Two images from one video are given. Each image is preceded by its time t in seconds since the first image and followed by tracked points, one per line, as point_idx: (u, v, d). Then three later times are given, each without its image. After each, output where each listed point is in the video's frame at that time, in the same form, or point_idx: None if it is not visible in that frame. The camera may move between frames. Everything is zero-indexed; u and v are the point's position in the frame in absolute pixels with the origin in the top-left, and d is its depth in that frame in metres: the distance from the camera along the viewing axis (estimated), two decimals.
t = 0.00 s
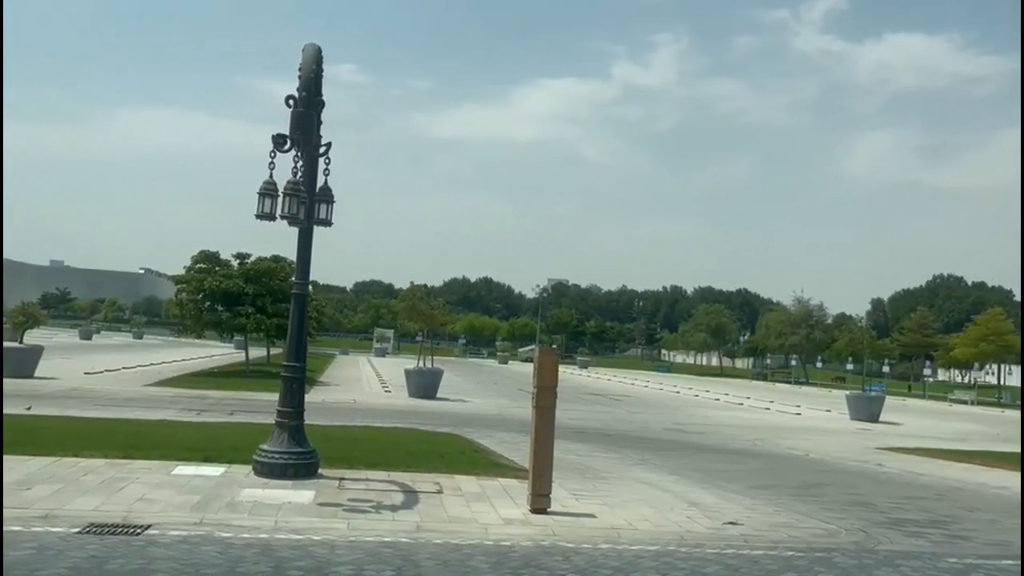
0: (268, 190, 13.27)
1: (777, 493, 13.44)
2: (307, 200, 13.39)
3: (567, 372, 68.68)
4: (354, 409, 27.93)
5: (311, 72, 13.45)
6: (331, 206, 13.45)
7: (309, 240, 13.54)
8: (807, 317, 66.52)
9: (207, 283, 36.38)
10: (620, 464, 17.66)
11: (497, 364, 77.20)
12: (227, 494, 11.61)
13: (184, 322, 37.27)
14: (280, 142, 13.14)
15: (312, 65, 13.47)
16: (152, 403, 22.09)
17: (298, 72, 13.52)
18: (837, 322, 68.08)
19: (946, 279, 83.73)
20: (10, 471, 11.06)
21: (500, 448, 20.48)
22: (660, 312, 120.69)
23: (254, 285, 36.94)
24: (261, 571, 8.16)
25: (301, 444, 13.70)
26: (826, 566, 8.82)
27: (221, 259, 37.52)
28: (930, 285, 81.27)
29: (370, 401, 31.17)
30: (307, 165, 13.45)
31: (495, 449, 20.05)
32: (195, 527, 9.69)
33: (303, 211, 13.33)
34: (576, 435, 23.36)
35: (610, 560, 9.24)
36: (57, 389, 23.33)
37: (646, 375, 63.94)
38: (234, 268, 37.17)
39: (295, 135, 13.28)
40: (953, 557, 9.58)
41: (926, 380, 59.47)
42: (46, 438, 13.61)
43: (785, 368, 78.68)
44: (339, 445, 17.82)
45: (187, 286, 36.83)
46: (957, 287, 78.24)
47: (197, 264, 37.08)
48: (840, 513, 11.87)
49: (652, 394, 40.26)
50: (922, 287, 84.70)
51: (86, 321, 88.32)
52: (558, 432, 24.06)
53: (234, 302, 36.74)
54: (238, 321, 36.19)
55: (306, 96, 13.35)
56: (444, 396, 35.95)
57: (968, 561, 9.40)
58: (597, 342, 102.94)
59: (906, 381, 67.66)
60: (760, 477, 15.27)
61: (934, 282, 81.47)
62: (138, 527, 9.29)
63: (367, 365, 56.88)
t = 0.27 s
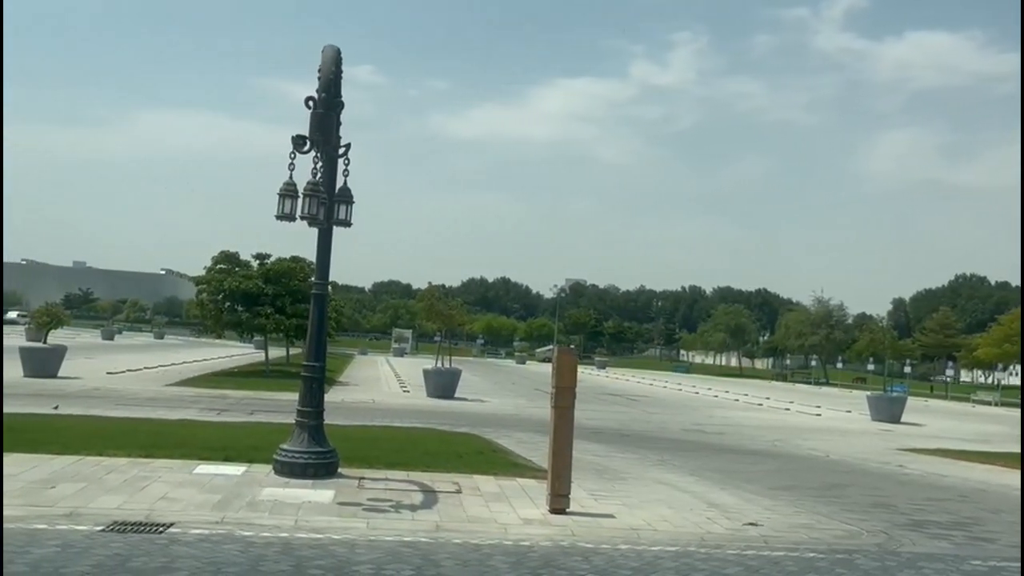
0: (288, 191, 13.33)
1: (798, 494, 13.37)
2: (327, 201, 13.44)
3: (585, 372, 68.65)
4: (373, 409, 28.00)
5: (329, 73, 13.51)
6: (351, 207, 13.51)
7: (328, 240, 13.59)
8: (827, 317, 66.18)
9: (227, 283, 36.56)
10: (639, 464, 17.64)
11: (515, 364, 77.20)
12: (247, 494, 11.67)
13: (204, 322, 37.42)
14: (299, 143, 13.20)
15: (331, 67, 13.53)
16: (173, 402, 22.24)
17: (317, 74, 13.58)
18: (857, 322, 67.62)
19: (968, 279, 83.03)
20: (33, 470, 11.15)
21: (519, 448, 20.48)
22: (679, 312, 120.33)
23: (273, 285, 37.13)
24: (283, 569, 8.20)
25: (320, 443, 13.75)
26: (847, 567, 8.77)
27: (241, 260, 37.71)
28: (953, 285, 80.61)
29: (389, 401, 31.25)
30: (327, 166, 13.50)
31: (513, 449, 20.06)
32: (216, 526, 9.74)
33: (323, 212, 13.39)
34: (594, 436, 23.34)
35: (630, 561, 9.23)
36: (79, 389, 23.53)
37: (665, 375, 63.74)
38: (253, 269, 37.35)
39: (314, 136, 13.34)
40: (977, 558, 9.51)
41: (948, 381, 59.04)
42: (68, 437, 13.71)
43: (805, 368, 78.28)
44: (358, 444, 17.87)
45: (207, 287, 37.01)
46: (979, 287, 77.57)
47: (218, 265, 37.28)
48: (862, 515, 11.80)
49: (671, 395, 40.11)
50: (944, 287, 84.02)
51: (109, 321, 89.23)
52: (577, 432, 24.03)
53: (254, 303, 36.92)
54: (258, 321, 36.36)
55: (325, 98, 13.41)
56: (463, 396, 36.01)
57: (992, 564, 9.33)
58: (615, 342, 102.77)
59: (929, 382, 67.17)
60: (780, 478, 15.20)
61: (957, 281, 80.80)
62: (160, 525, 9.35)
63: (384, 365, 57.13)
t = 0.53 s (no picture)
0: (307, 193, 13.38)
1: (818, 497, 13.33)
2: (345, 203, 13.50)
3: (602, 373, 68.62)
4: (391, 410, 28.08)
5: (347, 75, 13.54)
6: (369, 208, 13.55)
7: (347, 242, 13.64)
8: (847, 317, 65.88)
9: (246, 284, 36.71)
10: (657, 465, 17.62)
11: (533, 364, 77.20)
12: (266, 494, 11.72)
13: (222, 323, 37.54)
14: (317, 145, 13.27)
15: (349, 69, 13.57)
16: (192, 403, 22.37)
17: (334, 76, 13.62)
18: (877, 322, 67.24)
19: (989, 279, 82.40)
20: (55, 470, 11.23)
21: (537, 450, 20.49)
22: (696, 312, 119.98)
23: (291, 286, 37.30)
24: (301, 570, 8.22)
25: (338, 444, 13.78)
26: (868, 570, 8.73)
27: (260, 261, 37.86)
28: (974, 285, 80.01)
29: (406, 402, 31.33)
30: (345, 168, 13.55)
31: (531, 451, 20.07)
32: (236, 526, 9.80)
33: (341, 214, 13.44)
34: (612, 437, 23.33)
35: (647, 563, 9.22)
36: (100, 389, 23.71)
37: (682, 376, 63.65)
38: (272, 270, 37.50)
39: (333, 138, 13.39)
40: (1001, 563, 9.44)
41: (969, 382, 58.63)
42: (89, 437, 13.82)
43: (825, 369, 77.93)
44: (376, 445, 17.93)
45: (225, 288, 37.14)
46: (1001, 287, 76.93)
47: (236, 266, 37.45)
48: (883, 518, 11.74)
49: (690, 396, 40.02)
50: (965, 287, 83.39)
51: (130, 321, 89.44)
52: (594, 434, 24.03)
53: (272, 304, 37.09)
54: (276, 322, 36.54)
55: (343, 100, 13.47)
56: (480, 397, 36.04)
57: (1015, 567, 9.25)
58: (633, 342, 102.64)
59: (950, 383, 66.70)
60: (799, 480, 15.15)
61: (978, 281, 80.20)
62: (181, 525, 9.41)
63: (401, 366, 57.31)
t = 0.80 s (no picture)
0: (325, 195, 13.44)
1: (837, 498, 13.27)
2: (363, 205, 13.55)
3: (619, 373, 68.45)
4: (408, 411, 28.15)
5: (365, 78, 13.59)
6: (387, 210, 13.61)
7: (364, 243, 13.69)
8: (865, 317, 65.50)
9: (263, 285, 36.87)
10: (675, 467, 17.59)
11: (549, 365, 77.17)
12: (285, 495, 11.78)
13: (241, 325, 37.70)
14: (335, 148, 13.32)
15: (366, 71, 13.62)
16: (210, 404, 22.49)
17: (352, 78, 13.67)
18: (896, 323, 66.81)
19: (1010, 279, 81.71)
20: (77, 470, 11.32)
21: (554, 451, 20.49)
22: (713, 312, 119.57)
23: (309, 288, 37.45)
24: (320, 570, 8.27)
25: (356, 445, 13.84)
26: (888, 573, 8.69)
27: (277, 263, 38.01)
28: (995, 284, 79.37)
29: (423, 403, 31.39)
30: (362, 170, 13.60)
31: (548, 452, 20.07)
32: (256, 527, 9.85)
33: (359, 216, 13.49)
34: (629, 438, 23.31)
35: (666, 564, 9.21)
36: (120, 390, 23.88)
37: (700, 377, 63.45)
38: (289, 272, 37.66)
39: (351, 141, 13.43)
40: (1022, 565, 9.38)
41: (990, 383, 58.22)
42: (110, 437, 13.93)
43: (843, 369, 77.50)
44: (393, 446, 17.98)
45: (243, 289, 37.32)
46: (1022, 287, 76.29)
47: (254, 268, 37.63)
48: (903, 519, 11.69)
49: (707, 397, 39.92)
50: (985, 287, 82.73)
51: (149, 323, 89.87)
52: (611, 435, 24.02)
53: (290, 305, 37.24)
54: (294, 323, 36.70)
55: (360, 103, 13.51)
56: (496, 398, 36.08)
57: None
58: (649, 343, 102.40)
59: (971, 384, 66.20)
60: (818, 481, 15.09)
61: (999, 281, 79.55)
62: (202, 525, 9.47)
63: (418, 367, 57.49)
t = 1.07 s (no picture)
0: (342, 198, 13.49)
1: (857, 500, 13.21)
2: (380, 207, 13.59)
3: (636, 374, 68.34)
4: (426, 413, 28.19)
5: (382, 80, 13.65)
6: (404, 212, 13.65)
7: (382, 246, 13.74)
8: (885, 318, 65.13)
9: (282, 288, 37.03)
10: (693, 468, 17.54)
11: (566, 367, 77.12)
12: (304, 496, 11.83)
13: (259, 327, 37.88)
14: (352, 150, 13.37)
15: (383, 74, 13.66)
16: (229, 406, 22.60)
17: (369, 81, 13.72)
18: (915, 323, 66.37)
19: None
20: (98, 471, 11.41)
21: (571, 453, 20.49)
22: (731, 313, 119.18)
23: (326, 290, 37.58)
24: (340, 571, 8.31)
25: (374, 446, 13.87)
26: None
27: (295, 265, 38.17)
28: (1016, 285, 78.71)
29: (440, 405, 31.44)
30: (379, 172, 13.64)
31: (565, 453, 20.07)
32: (275, 527, 9.90)
33: (376, 218, 13.54)
34: (646, 439, 23.28)
35: (685, 566, 9.19)
36: (139, 392, 24.04)
37: (718, 378, 63.24)
38: (307, 274, 37.79)
39: (368, 143, 13.48)
40: None
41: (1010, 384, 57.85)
42: (130, 439, 14.02)
43: (862, 370, 77.03)
44: (411, 447, 18.00)
45: (262, 292, 37.49)
46: None
47: (272, 270, 37.79)
48: (924, 521, 11.62)
49: (725, 398, 39.79)
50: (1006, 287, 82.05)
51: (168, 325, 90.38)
52: (629, 436, 23.99)
53: (308, 307, 37.38)
54: (312, 325, 36.84)
55: (377, 105, 13.56)
56: (513, 399, 36.11)
57: None
58: (666, 345, 102.18)
59: (993, 384, 65.66)
60: (837, 483, 15.02)
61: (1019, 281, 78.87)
62: (222, 526, 9.52)
63: (435, 368, 57.56)
